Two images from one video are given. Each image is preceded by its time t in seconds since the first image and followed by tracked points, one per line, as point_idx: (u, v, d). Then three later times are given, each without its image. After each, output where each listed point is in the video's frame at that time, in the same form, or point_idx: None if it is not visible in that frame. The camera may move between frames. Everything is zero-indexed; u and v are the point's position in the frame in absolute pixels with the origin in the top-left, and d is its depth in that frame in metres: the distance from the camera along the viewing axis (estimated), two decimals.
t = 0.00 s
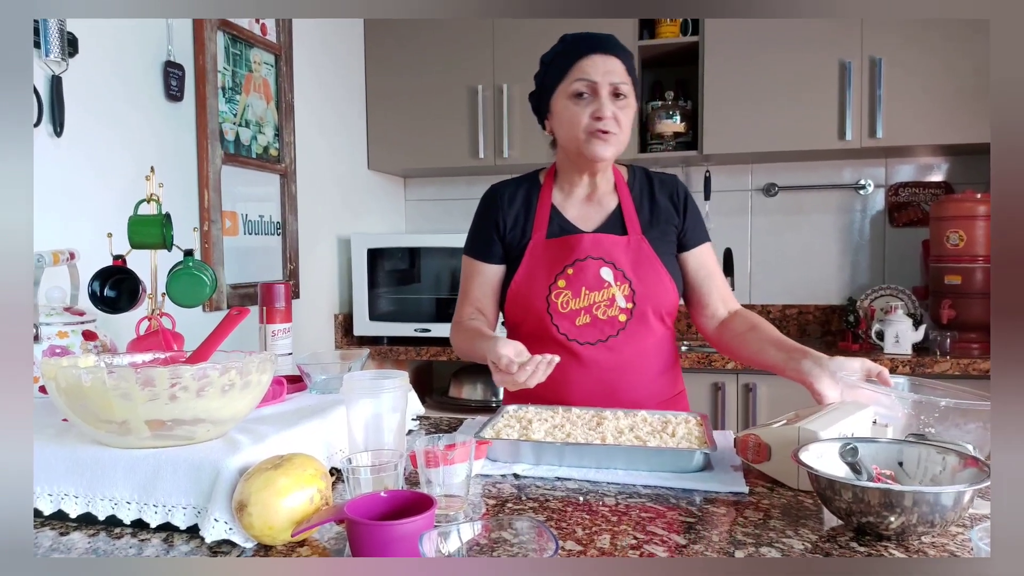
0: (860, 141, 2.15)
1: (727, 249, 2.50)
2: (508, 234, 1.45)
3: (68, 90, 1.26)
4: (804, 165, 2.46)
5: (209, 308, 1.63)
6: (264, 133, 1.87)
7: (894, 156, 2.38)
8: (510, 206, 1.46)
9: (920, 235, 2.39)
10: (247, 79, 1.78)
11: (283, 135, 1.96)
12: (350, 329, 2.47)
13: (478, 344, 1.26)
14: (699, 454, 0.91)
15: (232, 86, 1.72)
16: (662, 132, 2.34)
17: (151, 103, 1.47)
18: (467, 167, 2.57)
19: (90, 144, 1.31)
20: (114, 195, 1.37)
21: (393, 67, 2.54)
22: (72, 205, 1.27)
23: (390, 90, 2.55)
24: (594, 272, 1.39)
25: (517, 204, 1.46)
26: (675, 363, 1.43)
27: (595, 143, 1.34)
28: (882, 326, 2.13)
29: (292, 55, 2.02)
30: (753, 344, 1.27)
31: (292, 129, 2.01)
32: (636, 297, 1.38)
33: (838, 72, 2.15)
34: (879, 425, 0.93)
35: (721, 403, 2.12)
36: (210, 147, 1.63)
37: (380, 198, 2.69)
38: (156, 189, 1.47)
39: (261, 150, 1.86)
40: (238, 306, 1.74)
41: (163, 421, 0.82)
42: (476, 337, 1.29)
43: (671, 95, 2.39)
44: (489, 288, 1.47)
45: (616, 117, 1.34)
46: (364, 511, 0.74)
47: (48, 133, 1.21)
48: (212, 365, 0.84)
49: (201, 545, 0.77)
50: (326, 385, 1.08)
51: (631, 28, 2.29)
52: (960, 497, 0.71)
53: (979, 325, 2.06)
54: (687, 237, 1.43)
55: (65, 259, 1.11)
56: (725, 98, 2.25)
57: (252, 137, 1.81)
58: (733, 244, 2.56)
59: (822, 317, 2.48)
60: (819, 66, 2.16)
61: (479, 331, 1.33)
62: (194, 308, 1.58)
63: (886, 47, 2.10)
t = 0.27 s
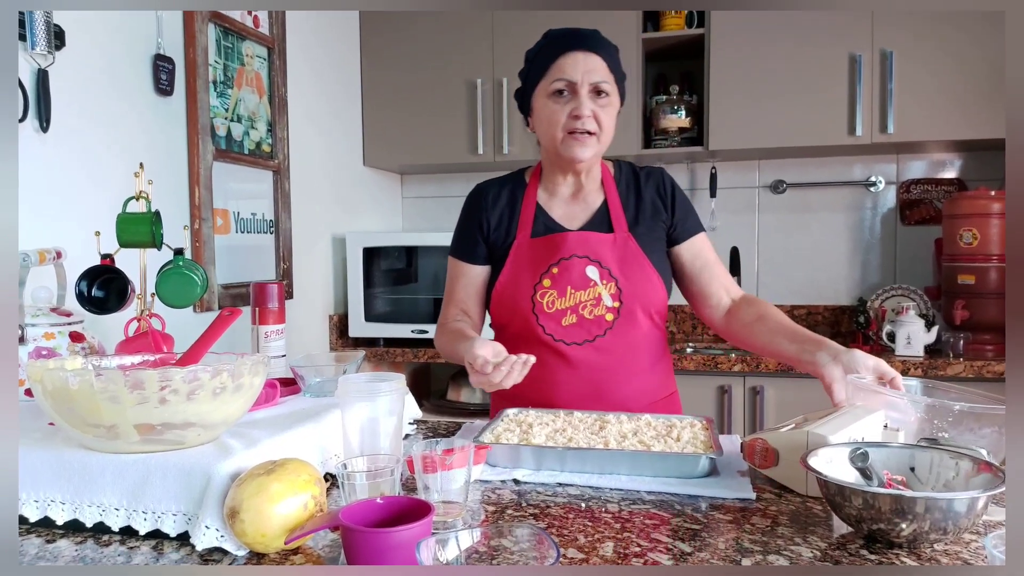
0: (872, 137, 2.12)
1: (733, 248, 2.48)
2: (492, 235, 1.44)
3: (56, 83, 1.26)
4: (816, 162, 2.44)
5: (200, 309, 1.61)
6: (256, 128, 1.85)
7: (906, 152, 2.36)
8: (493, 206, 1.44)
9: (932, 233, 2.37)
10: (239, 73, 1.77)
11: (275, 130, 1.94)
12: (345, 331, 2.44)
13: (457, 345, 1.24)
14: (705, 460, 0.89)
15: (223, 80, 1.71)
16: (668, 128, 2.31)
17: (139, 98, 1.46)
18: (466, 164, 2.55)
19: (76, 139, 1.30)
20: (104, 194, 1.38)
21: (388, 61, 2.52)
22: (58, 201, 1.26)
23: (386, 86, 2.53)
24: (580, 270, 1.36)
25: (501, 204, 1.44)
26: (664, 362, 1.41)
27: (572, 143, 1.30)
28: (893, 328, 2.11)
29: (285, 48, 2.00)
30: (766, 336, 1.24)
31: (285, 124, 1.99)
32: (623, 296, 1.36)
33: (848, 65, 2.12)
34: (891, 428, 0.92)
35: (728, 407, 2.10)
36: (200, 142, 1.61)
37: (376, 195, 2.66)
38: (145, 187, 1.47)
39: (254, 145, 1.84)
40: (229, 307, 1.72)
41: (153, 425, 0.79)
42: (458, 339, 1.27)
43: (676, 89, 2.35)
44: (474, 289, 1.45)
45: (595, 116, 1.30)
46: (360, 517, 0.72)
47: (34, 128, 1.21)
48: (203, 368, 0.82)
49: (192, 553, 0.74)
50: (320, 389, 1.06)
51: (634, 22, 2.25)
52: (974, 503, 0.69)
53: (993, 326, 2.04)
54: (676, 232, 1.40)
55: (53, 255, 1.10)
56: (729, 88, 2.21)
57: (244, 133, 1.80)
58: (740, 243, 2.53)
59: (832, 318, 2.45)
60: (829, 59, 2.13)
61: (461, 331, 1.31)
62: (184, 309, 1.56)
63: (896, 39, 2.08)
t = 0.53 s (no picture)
0: (882, 132, 2.10)
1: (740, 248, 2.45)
2: (479, 230, 1.39)
3: (43, 77, 1.25)
4: (823, 159, 2.42)
5: (189, 310, 1.59)
6: (249, 123, 1.83)
7: (918, 149, 2.33)
8: (480, 201, 1.40)
9: (944, 231, 2.35)
10: (231, 66, 1.75)
11: (269, 125, 1.92)
12: (339, 332, 2.41)
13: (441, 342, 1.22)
14: (710, 464, 0.87)
15: (214, 73, 1.70)
16: (672, 123, 2.28)
17: (128, 93, 1.45)
18: (465, 160, 2.52)
19: (64, 133, 1.29)
20: (94, 193, 1.37)
21: (384, 55, 2.49)
22: (43, 199, 1.25)
23: (383, 81, 2.50)
24: (565, 271, 1.34)
25: (490, 200, 1.40)
26: (648, 368, 1.38)
27: (557, 143, 1.23)
28: (905, 330, 2.08)
29: (278, 41, 1.98)
30: (768, 344, 1.21)
31: (279, 119, 1.97)
32: (608, 299, 1.33)
33: (857, 59, 2.10)
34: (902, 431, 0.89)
35: (734, 410, 2.08)
36: (190, 138, 1.59)
37: (372, 193, 2.64)
38: (135, 184, 1.45)
39: (246, 141, 1.82)
40: (222, 307, 1.69)
41: (143, 429, 0.77)
42: (438, 335, 1.25)
43: (681, 84, 2.32)
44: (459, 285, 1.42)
45: (581, 114, 1.23)
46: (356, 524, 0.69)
47: (20, 123, 1.20)
48: (194, 371, 0.80)
49: (182, 561, 0.72)
50: (314, 392, 1.03)
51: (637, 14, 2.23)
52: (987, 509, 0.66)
53: (1007, 328, 2.02)
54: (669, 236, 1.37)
55: (37, 255, 1.09)
56: (735, 79, 2.18)
57: (237, 127, 1.78)
58: (747, 241, 2.50)
59: (841, 319, 2.43)
60: (839, 52, 2.11)
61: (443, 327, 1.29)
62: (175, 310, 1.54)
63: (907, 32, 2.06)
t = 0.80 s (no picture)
0: (886, 131, 2.10)
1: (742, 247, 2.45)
2: (469, 229, 1.39)
3: (41, 76, 1.25)
4: (824, 157, 2.41)
5: (188, 310, 1.58)
6: (246, 122, 1.82)
7: (921, 147, 2.33)
8: (470, 200, 1.39)
9: (948, 230, 2.34)
10: (229, 64, 1.75)
11: (267, 124, 1.91)
12: (338, 332, 2.40)
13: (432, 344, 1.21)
14: (711, 466, 0.87)
15: (212, 71, 1.69)
16: (674, 122, 2.28)
17: (126, 91, 1.44)
18: (465, 159, 2.52)
19: (61, 131, 1.29)
20: (91, 191, 1.36)
21: (382, 53, 2.48)
22: (39, 199, 1.25)
23: (382, 80, 2.49)
24: (556, 272, 1.33)
25: (481, 199, 1.39)
26: (637, 372, 1.37)
27: (542, 147, 1.21)
28: (908, 330, 2.08)
29: (276, 39, 1.97)
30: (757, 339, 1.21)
31: (277, 118, 1.96)
32: (598, 300, 1.33)
33: (861, 57, 2.10)
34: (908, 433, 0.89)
35: (736, 410, 2.07)
36: (188, 138, 1.59)
37: (371, 192, 2.63)
38: (133, 184, 1.44)
39: (244, 140, 1.81)
40: (219, 308, 1.69)
41: (140, 431, 0.76)
42: (429, 337, 1.24)
43: (682, 83, 2.32)
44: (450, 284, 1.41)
45: (567, 116, 1.20)
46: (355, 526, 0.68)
47: (16, 121, 1.20)
48: (192, 371, 0.79)
49: (180, 563, 0.72)
50: (312, 393, 1.03)
51: (637, 12, 2.23)
52: (992, 511, 0.66)
53: (1012, 328, 2.01)
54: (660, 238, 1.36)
55: (32, 255, 1.09)
56: (737, 76, 2.17)
57: (235, 126, 1.77)
58: (750, 241, 2.50)
59: (844, 319, 2.42)
60: (841, 52, 2.11)
61: (434, 326, 1.28)
62: (173, 310, 1.53)
63: (910, 30, 2.06)
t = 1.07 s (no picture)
0: (886, 131, 2.10)
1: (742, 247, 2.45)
2: (479, 233, 1.39)
3: (41, 76, 1.25)
4: (825, 157, 2.41)
5: (188, 310, 1.58)
6: (247, 122, 1.83)
7: (921, 148, 2.33)
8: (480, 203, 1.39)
9: (948, 230, 2.34)
10: (229, 64, 1.75)
11: (267, 124, 1.91)
12: (338, 332, 2.40)
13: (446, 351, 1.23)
14: (711, 466, 0.87)
15: (212, 71, 1.69)
16: (674, 122, 2.28)
17: (126, 91, 1.44)
18: (465, 159, 2.52)
19: (62, 131, 1.29)
20: (91, 191, 1.36)
21: (382, 53, 2.48)
22: (39, 199, 1.25)
23: (382, 80, 2.49)
24: (561, 280, 1.32)
25: (489, 202, 1.39)
26: (656, 380, 1.34)
27: (545, 147, 1.21)
28: (908, 330, 2.08)
29: (276, 39, 1.97)
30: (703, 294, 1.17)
31: (277, 118, 1.96)
32: (606, 308, 1.31)
33: (862, 57, 2.10)
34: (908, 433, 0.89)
35: (736, 411, 2.07)
36: (188, 138, 1.59)
37: (371, 191, 2.63)
38: (133, 184, 1.44)
39: (244, 140, 1.81)
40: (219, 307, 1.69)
41: (140, 431, 0.76)
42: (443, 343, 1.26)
43: (683, 83, 2.32)
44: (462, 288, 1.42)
45: (568, 116, 1.19)
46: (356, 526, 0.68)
47: (16, 122, 1.20)
48: (192, 371, 0.79)
49: (180, 563, 0.72)
50: (312, 393, 1.03)
51: (638, 12, 2.23)
52: (991, 512, 0.66)
53: (1013, 328, 2.01)
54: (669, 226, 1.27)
55: (32, 255, 1.09)
56: (737, 76, 2.18)
57: (235, 126, 1.77)
58: (750, 241, 2.50)
59: (844, 319, 2.43)
60: (841, 52, 2.11)
61: (446, 332, 1.30)
62: (173, 310, 1.53)
63: (911, 30, 2.06)
